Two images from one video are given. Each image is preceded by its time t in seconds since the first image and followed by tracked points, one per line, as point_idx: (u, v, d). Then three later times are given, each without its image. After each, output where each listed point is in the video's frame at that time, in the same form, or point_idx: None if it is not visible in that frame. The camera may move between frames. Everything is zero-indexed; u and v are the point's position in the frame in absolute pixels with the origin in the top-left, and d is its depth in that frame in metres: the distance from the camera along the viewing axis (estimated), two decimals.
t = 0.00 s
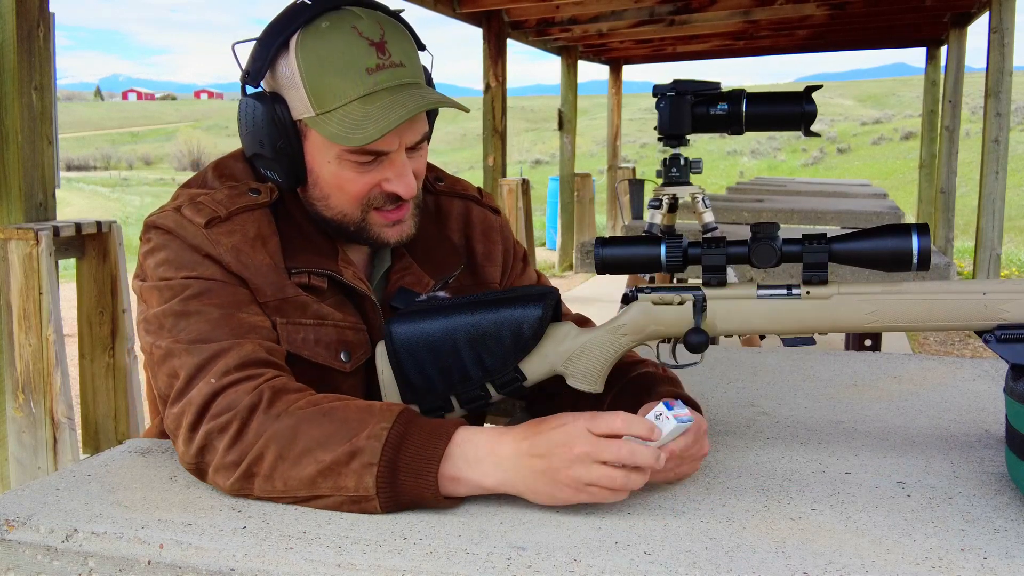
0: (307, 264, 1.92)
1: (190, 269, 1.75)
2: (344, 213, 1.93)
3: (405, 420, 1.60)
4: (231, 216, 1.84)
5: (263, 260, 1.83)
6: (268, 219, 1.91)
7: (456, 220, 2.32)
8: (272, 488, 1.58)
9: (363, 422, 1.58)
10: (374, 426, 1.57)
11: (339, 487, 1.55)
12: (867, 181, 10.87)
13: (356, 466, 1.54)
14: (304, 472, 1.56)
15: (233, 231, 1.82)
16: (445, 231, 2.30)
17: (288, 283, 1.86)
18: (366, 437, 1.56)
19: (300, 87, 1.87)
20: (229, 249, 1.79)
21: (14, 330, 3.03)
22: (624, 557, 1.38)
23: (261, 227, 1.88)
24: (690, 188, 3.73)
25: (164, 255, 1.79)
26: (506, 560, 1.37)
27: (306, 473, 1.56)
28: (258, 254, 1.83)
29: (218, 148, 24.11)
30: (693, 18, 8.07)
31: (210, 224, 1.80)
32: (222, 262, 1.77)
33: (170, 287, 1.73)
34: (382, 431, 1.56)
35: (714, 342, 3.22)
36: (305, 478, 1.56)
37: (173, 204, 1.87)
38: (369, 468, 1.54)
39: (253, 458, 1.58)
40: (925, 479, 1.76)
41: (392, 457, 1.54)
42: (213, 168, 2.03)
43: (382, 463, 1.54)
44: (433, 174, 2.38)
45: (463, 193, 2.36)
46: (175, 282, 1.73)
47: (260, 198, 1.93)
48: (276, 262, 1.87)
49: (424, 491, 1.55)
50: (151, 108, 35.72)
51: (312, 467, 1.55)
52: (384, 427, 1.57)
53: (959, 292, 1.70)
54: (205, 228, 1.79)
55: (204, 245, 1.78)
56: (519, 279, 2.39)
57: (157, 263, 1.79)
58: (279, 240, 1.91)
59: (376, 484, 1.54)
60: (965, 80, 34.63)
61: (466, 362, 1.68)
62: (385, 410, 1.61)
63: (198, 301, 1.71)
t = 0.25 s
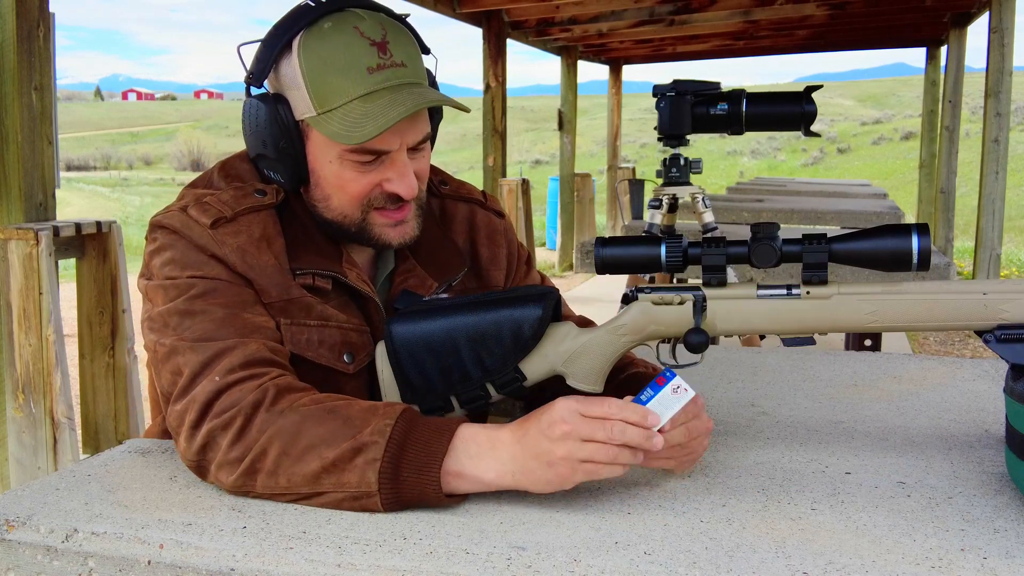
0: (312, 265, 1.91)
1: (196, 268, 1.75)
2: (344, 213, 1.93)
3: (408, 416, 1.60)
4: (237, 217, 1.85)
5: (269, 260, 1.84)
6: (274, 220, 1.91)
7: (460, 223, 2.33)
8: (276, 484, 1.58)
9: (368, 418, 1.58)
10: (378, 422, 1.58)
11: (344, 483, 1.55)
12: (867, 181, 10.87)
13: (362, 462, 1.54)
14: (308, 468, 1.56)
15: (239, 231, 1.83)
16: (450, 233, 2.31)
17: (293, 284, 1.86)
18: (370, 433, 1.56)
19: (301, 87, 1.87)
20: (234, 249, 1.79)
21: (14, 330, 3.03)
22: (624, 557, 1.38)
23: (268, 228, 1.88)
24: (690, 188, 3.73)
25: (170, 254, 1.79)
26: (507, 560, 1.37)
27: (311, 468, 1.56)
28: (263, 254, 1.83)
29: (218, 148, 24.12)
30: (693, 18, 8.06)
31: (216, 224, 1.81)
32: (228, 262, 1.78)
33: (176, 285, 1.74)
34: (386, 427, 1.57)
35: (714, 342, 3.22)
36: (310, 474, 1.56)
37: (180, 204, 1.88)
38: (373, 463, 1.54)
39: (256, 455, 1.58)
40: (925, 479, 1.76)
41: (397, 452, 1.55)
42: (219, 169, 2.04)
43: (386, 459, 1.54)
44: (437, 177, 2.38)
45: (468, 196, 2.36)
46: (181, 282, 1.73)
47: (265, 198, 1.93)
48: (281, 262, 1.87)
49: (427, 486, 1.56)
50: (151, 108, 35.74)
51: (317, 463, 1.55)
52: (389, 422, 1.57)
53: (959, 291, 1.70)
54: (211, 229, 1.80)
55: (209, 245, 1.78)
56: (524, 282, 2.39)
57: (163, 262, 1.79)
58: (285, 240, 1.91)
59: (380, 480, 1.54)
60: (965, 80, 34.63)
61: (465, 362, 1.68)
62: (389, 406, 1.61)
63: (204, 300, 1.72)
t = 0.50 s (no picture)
0: (308, 266, 1.91)
1: (191, 269, 1.76)
2: (333, 214, 1.91)
3: (398, 408, 1.58)
4: (233, 218, 1.85)
5: (264, 262, 1.83)
6: (270, 221, 1.91)
7: (460, 223, 2.33)
8: (274, 486, 1.58)
9: (358, 415, 1.57)
10: (369, 417, 1.56)
11: (343, 482, 1.56)
12: (867, 181, 10.87)
13: (357, 462, 1.54)
14: (304, 469, 1.56)
15: (234, 233, 1.83)
16: (450, 233, 2.31)
17: (289, 285, 1.86)
18: (362, 430, 1.55)
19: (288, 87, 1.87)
20: (229, 251, 1.79)
21: (14, 330, 3.03)
22: (624, 557, 1.38)
23: (263, 229, 1.88)
24: (690, 188, 3.73)
25: (166, 255, 1.80)
26: (506, 560, 1.37)
27: (307, 469, 1.56)
28: (259, 256, 1.83)
29: (218, 148, 24.12)
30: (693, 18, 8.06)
31: (211, 226, 1.81)
32: (223, 264, 1.78)
33: (171, 286, 1.74)
34: (377, 422, 1.55)
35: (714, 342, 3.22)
36: (307, 475, 1.56)
37: (175, 205, 1.88)
38: (370, 461, 1.54)
39: (251, 458, 1.57)
40: (925, 479, 1.76)
41: (391, 449, 1.54)
42: (216, 170, 2.04)
43: (382, 455, 1.54)
44: (438, 177, 2.38)
45: (469, 195, 2.36)
46: (175, 282, 1.74)
47: (261, 199, 1.93)
48: (277, 264, 1.86)
49: (428, 474, 1.56)
50: (151, 108, 35.74)
51: (312, 464, 1.55)
52: (379, 418, 1.56)
53: (959, 292, 1.71)
54: (205, 230, 1.80)
55: (204, 247, 1.79)
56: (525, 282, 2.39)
57: (159, 263, 1.80)
58: (280, 241, 1.91)
59: (379, 475, 1.55)
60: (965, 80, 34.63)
61: (465, 361, 1.68)
62: (378, 399, 1.59)
63: (199, 301, 1.72)
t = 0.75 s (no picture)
0: (304, 268, 1.91)
1: (186, 271, 1.76)
2: (321, 217, 1.90)
3: (392, 404, 1.57)
4: (227, 220, 1.85)
5: (259, 264, 1.84)
6: (264, 224, 1.91)
7: (460, 223, 2.33)
8: (273, 487, 1.58)
9: (352, 412, 1.56)
10: (363, 417, 1.55)
11: (342, 481, 1.56)
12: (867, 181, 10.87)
13: (355, 461, 1.54)
14: (302, 470, 1.56)
15: (229, 235, 1.83)
16: (450, 233, 2.31)
17: (285, 286, 1.86)
18: (358, 430, 1.54)
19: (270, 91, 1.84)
20: (224, 253, 1.80)
21: (14, 330, 3.03)
22: (624, 557, 1.38)
23: (258, 231, 1.88)
24: (690, 188, 3.72)
25: (161, 257, 1.80)
26: (506, 560, 1.37)
27: (305, 469, 1.56)
28: (253, 258, 1.83)
29: (218, 148, 24.13)
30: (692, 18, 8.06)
31: (205, 228, 1.81)
32: (218, 266, 1.78)
33: (166, 287, 1.74)
34: (372, 422, 1.54)
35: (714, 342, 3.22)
36: (306, 476, 1.56)
37: (169, 207, 1.89)
38: (370, 462, 1.54)
39: (247, 462, 1.57)
40: (925, 479, 1.76)
41: (389, 447, 1.54)
42: (211, 172, 2.04)
43: (380, 454, 1.54)
44: (437, 176, 2.37)
45: (469, 196, 2.36)
46: (171, 283, 1.74)
47: (255, 201, 1.93)
48: (271, 266, 1.86)
49: (426, 462, 1.55)
50: (151, 108, 35.74)
51: (309, 465, 1.55)
52: (375, 416, 1.55)
53: (959, 292, 1.71)
54: (199, 233, 1.80)
55: (199, 250, 1.79)
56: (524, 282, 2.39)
57: (154, 265, 1.80)
58: (275, 243, 1.91)
59: (380, 472, 1.55)
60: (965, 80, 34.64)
61: (465, 361, 1.67)
62: (372, 394, 1.58)
63: (194, 301, 1.72)
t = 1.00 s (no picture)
0: (302, 269, 1.91)
1: (184, 272, 1.76)
2: (317, 221, 1.90)
3: (390, 403, 1.57)
4: (224, 221, 1.85)
5: (257, 265, 1.83)
6: (263, 225, 1.91)
7: (459, 223, 2.33)
8: (273, 487, 1.58)
9: (350, 412, 1.56)
10: (362, 416, 1.55)
11: (342, 480, 1.56)
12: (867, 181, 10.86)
13: (355, 461, 1.54)
14: (302, 470, 1.56)
15: (227, 236, 1.83)
16: (449, 232, 2.31)
17: (283, 287, 1.86)
18: (357, 430, 1.54)
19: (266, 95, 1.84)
20: (221, 254, 1.80)
21: (14, 330, 3.03)
22: (624, 557, 1.38)
23: (255, 232, 1.88)
24: (690, 188, 3.72)
25: (159, 258, 1.80)
26: (507, 560, 1.37)
27: (305, 469, 1.56)
28: (251, 259, 1.83)
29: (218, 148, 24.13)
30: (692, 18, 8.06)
31: (203, 229, 1.81)
32: (216, 268, 1.78)
33: (164, 289, 1.74)
34: (371, 421, 1.54)
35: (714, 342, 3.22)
36: (306, 475, 1.56)
37: (167, 208, 1.89)
38: (368, 461, 1.54)
39: (246, 463, 1.56)
40: (925, 479, 1.76)
41: (388, 446, 1.54)
42: (208, 172, 2.04)
43: (380, 454, 1.54)
44: (437, 176, 2.37)
45: (468, 196, 2.36)
46: (169, 284, 1.74)
47: (253, 202, 1.93)
48: (269, 267, 1.86)
49: (425, 463, 1.55)
50: (150, 108, 35.75)
51: (309, 465, 1.55)
52: (373, 416, 1.55)
53: (959, 292, 1.71)
54: (197, 234, 1.80)
55: (197, 251, 1.79)
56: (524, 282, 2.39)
57: (153, 266, 1.80)
58: (272, 244, 1.91)
59: (380, 471, 1.55)
60: (965, 80, 34.64)
61: (465, 361, 1.68)
62: (370, 394, 1.58)
63: (192, 302, 1.72)
